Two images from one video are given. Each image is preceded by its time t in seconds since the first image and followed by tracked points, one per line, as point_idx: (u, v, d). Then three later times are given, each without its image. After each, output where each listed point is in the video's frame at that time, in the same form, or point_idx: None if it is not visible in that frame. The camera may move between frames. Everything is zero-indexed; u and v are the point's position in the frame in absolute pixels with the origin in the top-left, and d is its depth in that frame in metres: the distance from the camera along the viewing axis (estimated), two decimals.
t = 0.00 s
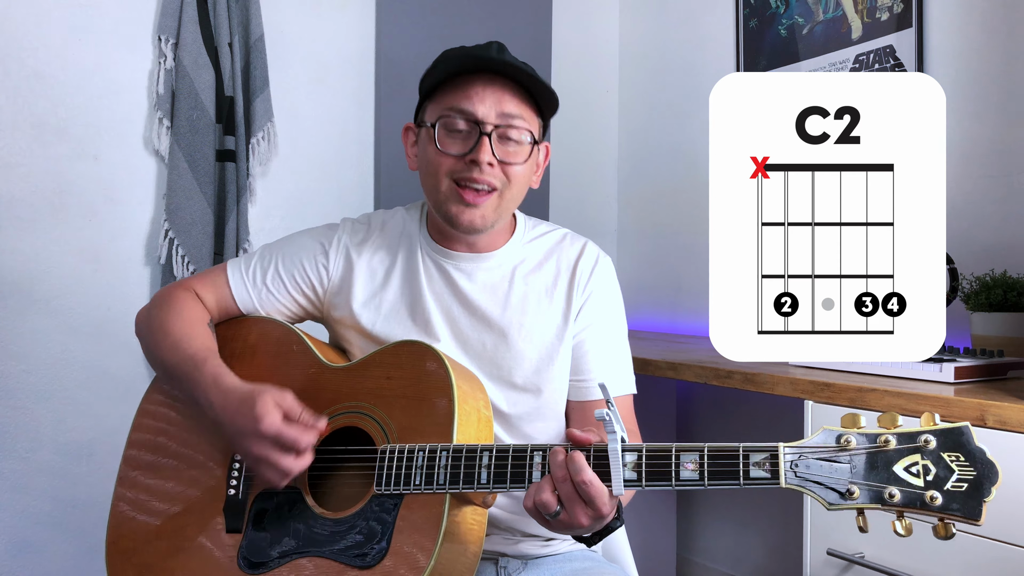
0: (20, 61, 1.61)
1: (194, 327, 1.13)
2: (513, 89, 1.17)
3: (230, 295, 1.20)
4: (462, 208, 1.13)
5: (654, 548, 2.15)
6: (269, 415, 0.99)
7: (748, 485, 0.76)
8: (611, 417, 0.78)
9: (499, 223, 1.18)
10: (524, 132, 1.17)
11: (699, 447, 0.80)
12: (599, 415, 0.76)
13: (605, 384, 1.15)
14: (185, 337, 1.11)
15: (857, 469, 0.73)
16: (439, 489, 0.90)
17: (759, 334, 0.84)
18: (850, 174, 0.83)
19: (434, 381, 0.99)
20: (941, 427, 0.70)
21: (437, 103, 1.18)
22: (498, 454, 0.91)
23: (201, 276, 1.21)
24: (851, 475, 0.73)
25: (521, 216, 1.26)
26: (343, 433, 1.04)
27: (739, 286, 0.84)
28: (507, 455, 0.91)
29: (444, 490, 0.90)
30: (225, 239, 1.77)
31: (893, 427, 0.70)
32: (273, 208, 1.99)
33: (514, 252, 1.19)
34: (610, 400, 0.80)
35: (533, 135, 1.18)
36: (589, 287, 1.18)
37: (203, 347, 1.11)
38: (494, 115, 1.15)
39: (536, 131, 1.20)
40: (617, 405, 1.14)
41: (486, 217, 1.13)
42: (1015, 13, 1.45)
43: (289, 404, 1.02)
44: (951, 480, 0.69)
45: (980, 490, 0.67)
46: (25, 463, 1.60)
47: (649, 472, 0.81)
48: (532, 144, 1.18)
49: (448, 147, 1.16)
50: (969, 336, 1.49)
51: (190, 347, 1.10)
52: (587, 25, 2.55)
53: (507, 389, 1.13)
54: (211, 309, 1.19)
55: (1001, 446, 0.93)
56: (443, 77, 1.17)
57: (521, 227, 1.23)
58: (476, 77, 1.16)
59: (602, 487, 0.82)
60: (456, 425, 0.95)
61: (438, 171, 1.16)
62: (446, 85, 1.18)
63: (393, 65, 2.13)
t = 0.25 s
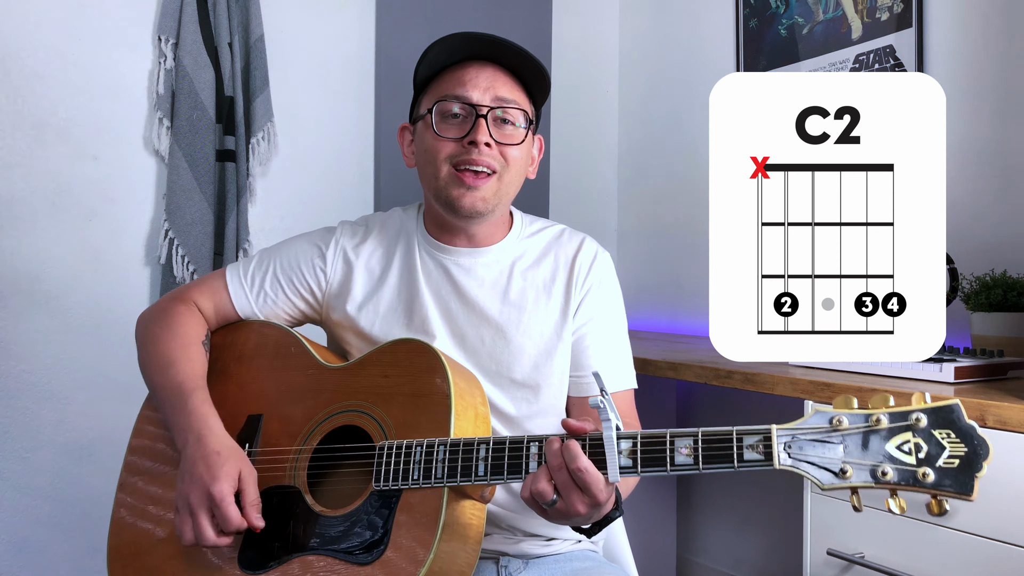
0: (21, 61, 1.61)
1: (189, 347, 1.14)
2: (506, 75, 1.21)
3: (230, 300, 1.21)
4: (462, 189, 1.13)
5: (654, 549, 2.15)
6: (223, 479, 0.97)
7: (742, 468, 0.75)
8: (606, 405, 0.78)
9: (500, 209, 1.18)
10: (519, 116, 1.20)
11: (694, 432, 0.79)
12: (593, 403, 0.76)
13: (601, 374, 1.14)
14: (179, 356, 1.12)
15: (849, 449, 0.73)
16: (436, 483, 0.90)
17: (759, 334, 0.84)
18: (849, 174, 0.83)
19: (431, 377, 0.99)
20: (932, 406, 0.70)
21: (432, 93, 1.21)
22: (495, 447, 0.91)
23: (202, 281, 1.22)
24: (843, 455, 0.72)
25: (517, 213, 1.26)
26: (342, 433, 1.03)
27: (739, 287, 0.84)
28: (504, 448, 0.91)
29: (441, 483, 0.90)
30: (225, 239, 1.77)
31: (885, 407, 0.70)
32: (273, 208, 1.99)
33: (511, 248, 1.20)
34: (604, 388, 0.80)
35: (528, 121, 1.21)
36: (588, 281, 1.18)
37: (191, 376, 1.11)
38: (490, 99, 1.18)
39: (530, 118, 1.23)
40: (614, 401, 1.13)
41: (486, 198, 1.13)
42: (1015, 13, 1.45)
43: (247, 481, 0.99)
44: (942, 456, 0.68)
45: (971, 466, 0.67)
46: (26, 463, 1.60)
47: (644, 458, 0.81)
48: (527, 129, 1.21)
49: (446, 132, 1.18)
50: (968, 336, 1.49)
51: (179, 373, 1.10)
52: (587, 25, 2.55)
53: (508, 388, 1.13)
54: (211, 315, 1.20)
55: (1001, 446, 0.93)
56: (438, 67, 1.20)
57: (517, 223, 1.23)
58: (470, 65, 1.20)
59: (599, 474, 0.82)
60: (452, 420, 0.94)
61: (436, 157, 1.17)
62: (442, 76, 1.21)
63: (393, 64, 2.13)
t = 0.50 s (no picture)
0: (21, 60, 1.61)
1: (191, 329, 1.14)
2: (504, 80, 1.19)
3: (229, 300, 1.21)
4: (460, 197, 1.13)
5: (654, 549, 2.15)
6: (267, 405, 1.01)
7: (740, 475, 0.76)
8: (604, 409, 0.78)
9: (497, 214, 1.18)
10: (517, 121, 1.19)
11: (692, 438, 0.80)
12: (592, 407, 0.76)
13: (598, 373, 1.15)
14: (181, 338, 1.12)
15: (849, 457, 0.73)
16: (435, 484, 0.90)
17: (759, 334, 0.84)
18: (849, 174, 0.83)
19: (431, 376, 0.99)
20: (932, 415, 0.70)
21: (431, 96, 1.20)
22: (493, 449, 0.92)
23: (200, 280, 1.22)
24: (843, 463, 0.73)
25: (514, 212, 1.25)
26: (340, 433, 1.04)
27: (739, 287, 0.84)
28: (502, 449, 0.91)
29: (440, 484, 0.90)
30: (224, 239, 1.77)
31: (885, 415, 0.70)
32: (273, 208, 1.99)
33: (507, 246, 1.19)
34: (602, 392, 0.80)
35: (526, 125, 1.20)
36: (584, 279, 1.18)
37: (199, 348, 1.11)
38: (488, 105, 1.17)
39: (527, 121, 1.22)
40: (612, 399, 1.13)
41: (482, 206, 1.14)
42: (1015, 13, 1.45)
43: (284, 392, 1.05)
44: (943, 467, 0.69)
45: (971, 477, 0.67)
46: (26, 463, 1.60)
47: (643, 463, 0.81)
48: (525, 134, 1.20)
49: (444, 137, 1.17)
50: (968, 336, 1.49)
51: (185, 348, 1.11)
52: (587, 25, 2.55)
53: (506, 387, 1.13)
54: (211, 314, 1.20)
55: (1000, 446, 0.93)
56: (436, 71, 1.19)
57: (514, 222, 1.23)
58: (469, 70, 1.19)
59: (595, 478, 0.82)
60: (451, 423, 0.94)
61: (434, 163, 1.17)
62: (440, 79, 1.20)
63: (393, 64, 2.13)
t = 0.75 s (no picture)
0: (21, 61, 1.62)
1: (194, 333, 1.14)
2: (506, 96, 1.16)
3: (229, 300, 1.21)
4: (465, 217, 1.13)
5: (654, 549, 2.15)
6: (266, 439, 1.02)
7: (745, 472, 0.75)
8: (610, 407, 0.79)
9: (500, 226, 1.18)
10: (520, 137, 1.16)
11: (697, 435, 0.79)
12: (598, 407, 0.76)
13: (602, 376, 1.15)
14: (185, 342, 1.13)
15: (851, 454, 0.73)
16: (439, 484, 0.90)
17: (759, 334, 0.84)
18: (849, 174, 0.83)
19: (433, 378, 1.00)
20: (933, 412, 0.70)
21: (431, 114, 1.18)
22: (497, 448, 0.91)
23: (200, 280, 1.22)
24: (846, 460, 0.73)
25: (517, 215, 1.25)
26: (342, 433, 1.05)
27: (739, 287, 0.84)
28: (506, 449, 0.91)
29: (444, 485, 0.90)
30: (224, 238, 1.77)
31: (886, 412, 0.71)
32: (273, 208, 1.99)
33: (511, 250, 1.19)
34: (607, 392, 0.80)
35: (529, 139, 1.18)
36: (587, 283, 1.18)
37: (201, 356, 1.12)
38: (489, 124, 1.15)
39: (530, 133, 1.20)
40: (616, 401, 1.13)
41: (489, 222, 1.14)
42: (1015, 13, 1.45)
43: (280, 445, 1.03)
44: (944, 463, 0.69)
45: (972, 473, 0.67)
46: (25, 463, 1.60)
47: (647, 461, 0.81)
48: (528, 147, 1.18)
49: (446, 158, 1.15)
50: (968, 336, 1.49)
51: (189, 355, 1.12)
52: (587, 25, 2.55)
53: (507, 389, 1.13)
54: (211, 314, 1.20)
55: (1000, 446, 0.92)
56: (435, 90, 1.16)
57: (517, 225, 1.22)
58: (468, 87, 1.15)
59: (601, 476, 0.82)
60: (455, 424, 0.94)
61: (437, 183, 1.15)
62: (439, 97, 1.17)
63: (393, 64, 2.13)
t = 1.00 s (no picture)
0: (21, 61, 1.62)
1: (189, 341, 1.14)
2: (507, 93, 1.16)
3: (229, 297, 1.20)
4: (467, 214, 1.13)
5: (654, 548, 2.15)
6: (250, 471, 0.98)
7: (747, 483, 0.76)
8: (611, 416, 0.79)
9: (504, 224, 1.18)
10: (521, 134, 1.16)
11: (699, 445, 0.80)
12: (602, 414, 0.77)
13: (606, 383, 1.15)
14: (180, 354, 1.12)
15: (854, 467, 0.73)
16: (439, 489, 0.91)
17: (759, 334, 0.84)
18: (849, 174, 0.83)
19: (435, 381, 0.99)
20: (938, 426, 0.70)
21: (433, 113, 1.18)
22: (498, 453, 0.91)
23: (200, 276, 1.21)
24: (849, 473, 0.73)
25: (520, 215, 1.25)
26: (342, 434, 1.04)
27: (739, 286, 0.84)
28: (508, 454, 0.91)
29: (445, 489, 0.90)
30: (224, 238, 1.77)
31: (890, 426, 0.71)
32: (273, 208, 1.99)
33: (515, 250, 1.19)
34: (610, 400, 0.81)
35: (530, 136, 1.18)
36: (590, 285, 1.18)
37: (197, 371, 1.11)
38: (490, 122, 1.15)
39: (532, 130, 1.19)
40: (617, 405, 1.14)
41: (491, 219, 1.14)
42: (1015, 13, 1.45)
43: (270, 463, 1.01)
44: (948, 477, 0.69)
45: (976, 488, 0.67)
46: (25, 462, 1.60)
47: (649, 470, 0.81)
48: (530, 144, 1.18)
49: (448, 156, 1.16)
50: (968, 336, 1.49)
51: (183, 369, 1.11)
52: (587, 25, 2.55)
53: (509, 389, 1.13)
54: (211, 310, 1.20)
55: (1000, 446, 0.93)
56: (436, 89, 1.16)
57: (522, 226, 1.22)
58: (469, 85, 1.15)
59: (601, 484, 0.82)
60: (456, 425, 0.95)
61: (439, 181, 1.16)
62: (440, 96, 1.17)
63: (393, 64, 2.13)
